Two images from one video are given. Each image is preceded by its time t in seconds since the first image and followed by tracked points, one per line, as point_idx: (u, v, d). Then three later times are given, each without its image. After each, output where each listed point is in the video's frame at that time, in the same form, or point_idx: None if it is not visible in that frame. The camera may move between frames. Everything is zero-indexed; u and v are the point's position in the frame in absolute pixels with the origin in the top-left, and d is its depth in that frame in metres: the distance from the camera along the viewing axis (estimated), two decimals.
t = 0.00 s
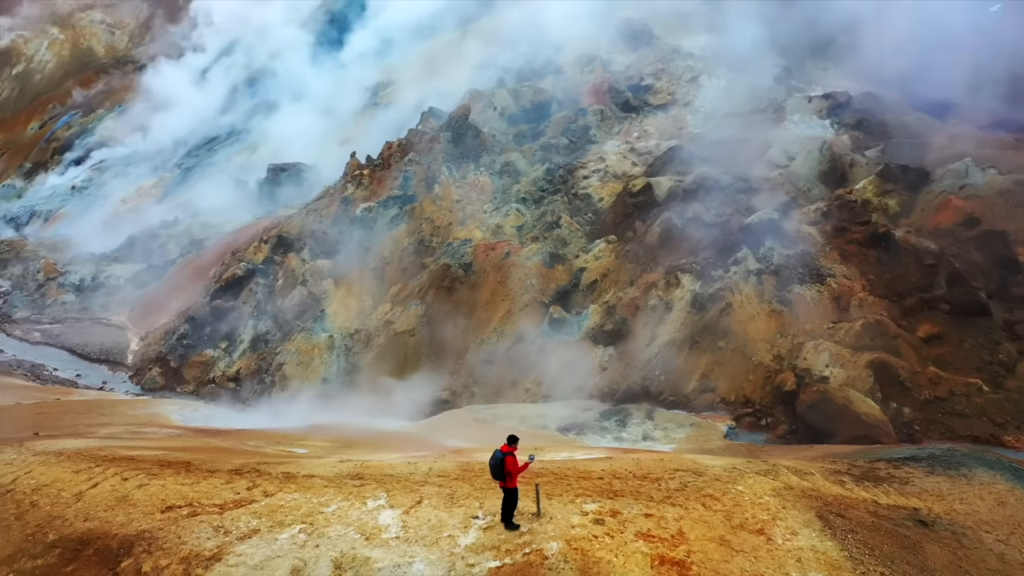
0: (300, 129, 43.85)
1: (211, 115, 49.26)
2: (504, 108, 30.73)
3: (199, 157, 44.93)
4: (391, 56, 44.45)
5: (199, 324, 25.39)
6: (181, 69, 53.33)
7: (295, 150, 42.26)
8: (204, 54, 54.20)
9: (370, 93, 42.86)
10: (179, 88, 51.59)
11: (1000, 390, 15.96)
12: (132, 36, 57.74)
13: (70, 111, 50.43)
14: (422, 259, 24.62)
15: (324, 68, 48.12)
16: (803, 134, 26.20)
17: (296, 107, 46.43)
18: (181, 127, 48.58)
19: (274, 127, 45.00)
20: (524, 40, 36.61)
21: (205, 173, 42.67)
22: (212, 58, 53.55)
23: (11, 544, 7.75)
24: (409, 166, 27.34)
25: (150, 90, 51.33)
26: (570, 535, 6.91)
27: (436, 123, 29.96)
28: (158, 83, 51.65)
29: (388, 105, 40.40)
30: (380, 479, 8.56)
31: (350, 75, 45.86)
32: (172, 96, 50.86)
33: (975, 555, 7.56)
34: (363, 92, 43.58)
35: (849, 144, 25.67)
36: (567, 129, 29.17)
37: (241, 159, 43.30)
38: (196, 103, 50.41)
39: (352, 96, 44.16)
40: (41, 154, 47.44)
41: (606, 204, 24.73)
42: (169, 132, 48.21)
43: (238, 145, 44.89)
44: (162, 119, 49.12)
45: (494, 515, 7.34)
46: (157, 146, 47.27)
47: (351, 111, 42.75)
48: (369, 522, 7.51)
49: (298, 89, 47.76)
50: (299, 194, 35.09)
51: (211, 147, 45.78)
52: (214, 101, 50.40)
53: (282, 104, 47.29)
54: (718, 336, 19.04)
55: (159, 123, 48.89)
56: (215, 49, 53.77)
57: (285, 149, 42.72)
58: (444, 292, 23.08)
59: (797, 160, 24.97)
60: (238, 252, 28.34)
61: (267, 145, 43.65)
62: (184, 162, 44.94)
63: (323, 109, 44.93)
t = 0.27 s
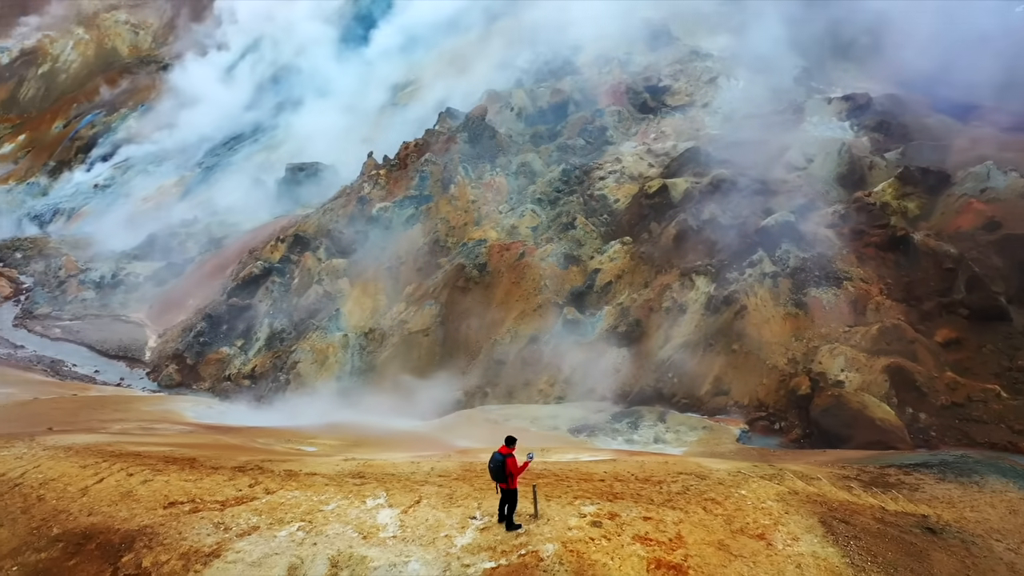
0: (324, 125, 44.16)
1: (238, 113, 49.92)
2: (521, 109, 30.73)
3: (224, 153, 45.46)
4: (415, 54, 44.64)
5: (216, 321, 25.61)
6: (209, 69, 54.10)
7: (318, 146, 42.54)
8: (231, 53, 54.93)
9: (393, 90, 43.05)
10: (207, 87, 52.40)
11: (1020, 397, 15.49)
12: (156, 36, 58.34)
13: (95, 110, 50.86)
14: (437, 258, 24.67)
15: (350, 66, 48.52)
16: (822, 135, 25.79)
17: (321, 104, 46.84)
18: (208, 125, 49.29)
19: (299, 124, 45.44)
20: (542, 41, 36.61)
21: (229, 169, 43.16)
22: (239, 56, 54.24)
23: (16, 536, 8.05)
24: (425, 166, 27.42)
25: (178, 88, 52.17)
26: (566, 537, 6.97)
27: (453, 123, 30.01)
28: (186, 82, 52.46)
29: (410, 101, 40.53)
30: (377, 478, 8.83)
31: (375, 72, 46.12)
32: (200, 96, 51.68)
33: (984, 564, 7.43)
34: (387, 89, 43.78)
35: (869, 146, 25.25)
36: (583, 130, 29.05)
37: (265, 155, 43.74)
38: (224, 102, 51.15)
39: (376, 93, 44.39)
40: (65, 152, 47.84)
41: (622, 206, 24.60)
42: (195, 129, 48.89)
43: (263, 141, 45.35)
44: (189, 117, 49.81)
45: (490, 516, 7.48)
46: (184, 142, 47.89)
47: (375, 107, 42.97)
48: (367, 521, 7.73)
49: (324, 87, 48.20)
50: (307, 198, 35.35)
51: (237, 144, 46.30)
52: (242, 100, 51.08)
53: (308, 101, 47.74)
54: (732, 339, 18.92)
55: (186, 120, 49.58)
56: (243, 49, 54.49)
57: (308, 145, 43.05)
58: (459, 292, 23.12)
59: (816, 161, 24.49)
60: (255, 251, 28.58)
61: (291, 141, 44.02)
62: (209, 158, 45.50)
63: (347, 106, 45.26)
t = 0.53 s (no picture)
0: (350, 121, 44.44)
1: (261, 111, 50.29)
2: (538, 109, 30.71)
3: (250, 149, 45.93)
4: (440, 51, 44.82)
5: (233, 319, 25.78)
6: (236, 67, 54.71)
7: (341, 142, 42.78)
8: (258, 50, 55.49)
9: (418, 86, 43.19)
10: (235, 85, 53.03)
11: None
12: (179, 35, 58.83)
13: (118, 109, 51.29)
14: (452, 258, 24.71)
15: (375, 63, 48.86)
16: (841, 137, 25.51)
17: (347, 100, 47.16)
18: (234, 121, 49.80)
19: (325, 120, 45.79)
20: (560, 43, 36.64)
21: (255, 165, 43.61)
22: (266, 54, 54.75)
23: (22, 529, 8.58)
24: (441, 166, 27.50)
25: (200, 89, 52.58)
26: (562, 539, 7.23)
27: (471, 122, 30.02)
28: (213, 80, 53.12)
29: (434, 97, 40.58)
30: (377, 477, 9.21)
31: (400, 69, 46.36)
32: (228, 94, 52.34)
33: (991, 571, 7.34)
34: (411, 85, 43.94)
35: (889, 148, 24.80)
36: (600, 130, 28.95)
37: (290, 150, 44.14)
38: (250, 99, 51.70)
39: (401, 89, 44.59)
40: (89, 150, 48.22)
41: (638, 206, 24.44)
42: (222, 125, 49.39)
43: (288, 137, 45.75)
44: (216, 114, 50.36)
45: (487, 516, 7.79)
46: (211, 138, 48.41)
47: (399, 103, 43.13)
48: (365, 519, 8.08)
49: (347, 86, 48.49)
50: (321, 198, 35.65)
51: (263, 139, 46.74)
52: (268, 96, 51.56)
53: (333, 98, 48.09)
54: (747, 342, 18.78)
55: (213, 116, 50.10)
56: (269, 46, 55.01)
57: (329, 143, 43.23)
58: (473, 293, 23.10)
59: (834, 164, 24.08)
60: (272, 249, 28.78)
61: (315, 137, 44.33)
62: (235, 154, 45.98)
63: (372, 103, 45.57)
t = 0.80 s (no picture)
0: (375, 117, 44.57)
1: (283, 109, 50.51)
2: (556, 109, 30.69)
3: (275, 146, 46.28)
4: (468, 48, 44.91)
5: (251, 317, 25.95)
6: (265, 63, 55.04)
7: (366, 137, 42.93)
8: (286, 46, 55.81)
9: (445, 83, 43.26)
10: (262, 80, 53.31)
11: None
12: (204, 35, 59.34)
13: (143, 107, 51.76)
14: (468, 258, 24.75)
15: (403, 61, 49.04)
16: (862, 138, 25.12)
17: (373, 97, 47.38)
18: (261, 117, 50.15)
19: (351, 117, 46.00)
20: (579, 44, 36.69)
21: (279, 163, 43.94)
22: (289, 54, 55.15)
23: (31, 522, 9.03)
24: (459, 166, 27.58)
25: (223, 87, 52.89)
26: (559, 540, 7.51)
27: (489, 122, 29.95)
28: (240, 75, 53.48)
29: (460, 94, 40.63)
30: (380, 474, 9.61)
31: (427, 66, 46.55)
32: (255, 90, 52.66)
33: None
34: (438, 81, 44.06)
35: (912, 149, 24.40)
36: (618, 131, 28.85)
37: (314, 146, 44.38)
38: (277, 95, 51.97)
39: (428, 85, 44.69)
40: (114, 149, 48.80)
41: (655, 207, 24.28)
42: (249, 122, 49.78)
43: (314, 133, 46.01)
44: (243, 110, 50.78)
45: (484, 516, 8.11)
46: (237, 135, 48.85)
47: (425, 99, 43.23)
48: (364, 517, 8.47)
49: (369, 87, 48.64)
50: (341, 197, 35.80)
51: (289, 136, 47.03)
52: (295, 93, 51.85)
53: (360, 94, 48.29)
54: (763, 345, 18.63)
55: (240, 112, 50.51)
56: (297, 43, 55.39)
57: (350, 142, 43.28)
58: (489, 293, 23.09)
59: (856, 164, 23.86)
60: (290, 248, 28.99)
61: (341, 132, 44.53)
62: (260, 151, 46.34)
63: (398, 99, 45.68)
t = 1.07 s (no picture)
0: (402, 114, 44.63)
1: (306, 105, 50.65)
2: (577, 109, 30.65)
3: (301, 143, 46.58)
4: (497, 46, 44.83)
5: (271, 314, 26.13)
6: (294, 57, 55.26)
7: (392, 134, 43.02)
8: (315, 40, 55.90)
9: (472, 80, 43.24)
10: (290, 74, 53.48)
11: None
12: (230, 34, 59.78)
13: (169, 106, 52.33)
14: (487, 257, 24.79)
15: (431, 57, 49.02)
16: (887, 140, 24.50)
17: (400, 93, 47.45)
18: (289, 111, 50.35)
19: (378, 112, 46.10)
20: (602, 44, 36.61)
21: (305, 160, 44.25)
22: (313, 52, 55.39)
23: (42, 513, 9.38)
24: (479, 165, 27.60)
25: (247, 84, 53.12)
26: (556, 540, 7.78)
27: (510, 122, 29.89)
28: (269, 69, 53.68)
29: (485, 93, 40.61)
30: (383, 471, 9.90)
31: (456, 64, 46.55)
32: (283, 83, 52.87)
33: None
34: (467, 78, 44.03)
35: (937, 151, 23.62)
36: (639, 131, 28.68)
37: (339, 143, 44.59)
38: (305, 90, 52.16)
39: (457, 81, 44.64)
40: (141, 147, 49.46)
41: (674, 207, 24.12)
42: (276, 116, 50.04)
43: (340, 129, 46.18)
44: (271, 105, 51.06)
45: (483, 515, 8.39)
46: (264, 130, 49.18)
47: (453, 96, 43.23)
48: (365, 513, 8.75)
49: (393, 85, 48.72)
50: (361, 196, 35.98)
51: (315, 132, 47.26)
52: (323, 87, 52.01)
53: (387, 90, 48.38)
54: (781, 347, 18.45)
55: (267, 108, 50.82)
56: (326, 38, 55.53)
57: (374, 140, 43.35)
58: (507, 293, 23.08)
59: (879, 166, 23.61)
60: (311, 246, 29.21)
61: (366, 130, 44.65)
62: (287, 148, 46.66)
63: (426, 96, 45.70)
